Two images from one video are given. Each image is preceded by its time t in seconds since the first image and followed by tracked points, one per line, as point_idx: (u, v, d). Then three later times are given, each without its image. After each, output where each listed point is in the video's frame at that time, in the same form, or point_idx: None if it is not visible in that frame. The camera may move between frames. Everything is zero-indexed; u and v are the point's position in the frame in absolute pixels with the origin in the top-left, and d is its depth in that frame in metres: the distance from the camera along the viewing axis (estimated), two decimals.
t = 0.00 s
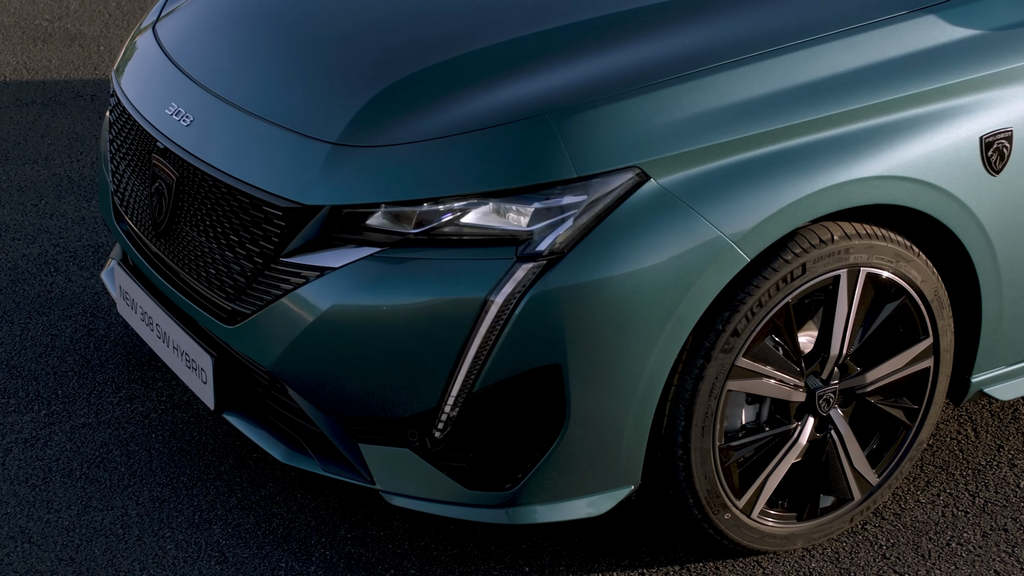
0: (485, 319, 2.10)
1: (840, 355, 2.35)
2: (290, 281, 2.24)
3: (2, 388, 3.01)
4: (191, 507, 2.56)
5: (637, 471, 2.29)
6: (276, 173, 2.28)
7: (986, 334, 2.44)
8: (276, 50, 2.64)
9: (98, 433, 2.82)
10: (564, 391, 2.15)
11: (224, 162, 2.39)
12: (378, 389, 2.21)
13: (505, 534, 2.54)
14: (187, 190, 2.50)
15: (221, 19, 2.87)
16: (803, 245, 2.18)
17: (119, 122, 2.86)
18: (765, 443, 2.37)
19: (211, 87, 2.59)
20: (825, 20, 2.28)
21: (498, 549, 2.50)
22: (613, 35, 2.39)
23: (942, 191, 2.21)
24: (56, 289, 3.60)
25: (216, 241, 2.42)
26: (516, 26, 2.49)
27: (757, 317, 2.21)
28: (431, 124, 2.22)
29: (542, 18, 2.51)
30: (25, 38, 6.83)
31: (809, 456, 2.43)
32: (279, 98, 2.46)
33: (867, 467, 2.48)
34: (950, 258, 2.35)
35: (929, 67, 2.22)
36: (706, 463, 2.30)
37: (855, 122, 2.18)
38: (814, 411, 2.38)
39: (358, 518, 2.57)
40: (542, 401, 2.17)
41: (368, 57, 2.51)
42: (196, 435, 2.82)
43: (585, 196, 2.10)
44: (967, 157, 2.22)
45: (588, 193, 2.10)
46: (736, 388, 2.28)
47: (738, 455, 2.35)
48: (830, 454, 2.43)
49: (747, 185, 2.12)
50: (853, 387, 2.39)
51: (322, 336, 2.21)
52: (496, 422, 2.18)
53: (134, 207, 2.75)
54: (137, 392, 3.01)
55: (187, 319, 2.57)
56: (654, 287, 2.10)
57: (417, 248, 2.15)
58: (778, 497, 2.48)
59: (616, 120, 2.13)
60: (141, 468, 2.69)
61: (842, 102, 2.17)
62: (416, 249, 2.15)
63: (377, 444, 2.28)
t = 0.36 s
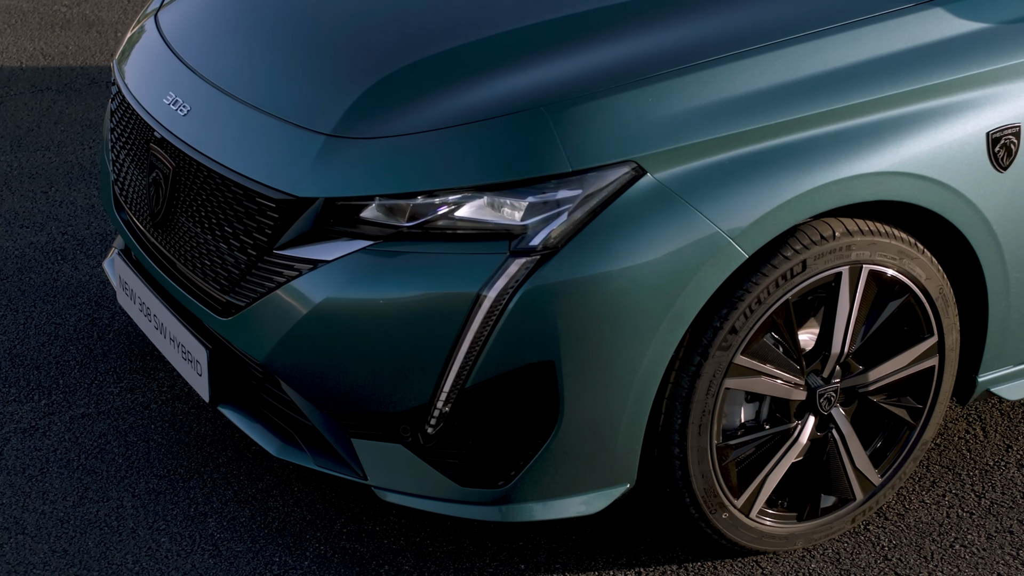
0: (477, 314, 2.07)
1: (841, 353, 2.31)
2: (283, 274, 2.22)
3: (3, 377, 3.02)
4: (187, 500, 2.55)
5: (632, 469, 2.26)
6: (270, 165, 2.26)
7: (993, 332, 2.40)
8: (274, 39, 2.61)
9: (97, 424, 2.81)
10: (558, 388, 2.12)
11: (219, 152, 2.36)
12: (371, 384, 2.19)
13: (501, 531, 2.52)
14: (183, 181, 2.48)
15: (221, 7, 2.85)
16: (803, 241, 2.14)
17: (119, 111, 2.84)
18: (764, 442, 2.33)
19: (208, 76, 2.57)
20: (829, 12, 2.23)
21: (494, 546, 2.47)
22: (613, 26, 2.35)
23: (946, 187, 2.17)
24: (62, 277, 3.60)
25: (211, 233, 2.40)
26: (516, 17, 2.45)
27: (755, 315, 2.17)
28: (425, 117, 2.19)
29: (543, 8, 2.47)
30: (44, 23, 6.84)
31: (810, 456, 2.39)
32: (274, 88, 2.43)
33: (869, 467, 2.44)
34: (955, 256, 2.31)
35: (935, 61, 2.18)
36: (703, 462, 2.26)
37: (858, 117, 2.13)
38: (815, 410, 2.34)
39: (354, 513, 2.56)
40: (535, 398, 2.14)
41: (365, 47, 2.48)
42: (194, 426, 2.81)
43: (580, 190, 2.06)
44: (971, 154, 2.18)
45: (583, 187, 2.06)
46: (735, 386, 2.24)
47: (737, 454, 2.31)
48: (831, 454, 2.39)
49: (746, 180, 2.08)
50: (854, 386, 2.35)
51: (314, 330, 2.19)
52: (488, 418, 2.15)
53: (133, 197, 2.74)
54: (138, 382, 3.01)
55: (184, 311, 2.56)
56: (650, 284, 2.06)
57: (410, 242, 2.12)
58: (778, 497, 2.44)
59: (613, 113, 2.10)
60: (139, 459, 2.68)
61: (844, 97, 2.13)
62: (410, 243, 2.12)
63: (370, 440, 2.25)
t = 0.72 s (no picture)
0: (467, 309, 2.03)
1: (841, 351, 2.28)
2: (275, 266, 2.19)
3: (4, 365, 3.02)
4: (182, 492, 2.55)
5: (625, 466, 2.23)
6: (262, 155, 2.23)
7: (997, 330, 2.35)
8: (272, 28, 2.59)
9: (95, 414, 2.81)
10: (549, 385, 2.09)
11: (212, 142, 2.34)
12: (361, 378, 2.16)
13: (496, 527, 2.49)
14: (178, 170, 2.47)
15: None
16: (802, 237, 2.11)
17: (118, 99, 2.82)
18: (762, 440, 2.30)
19: (204, 65, 2.55)
20: (831, 4, 2.19)
21: (488, 542, 2.45)
22: (613, 16, 2.31)
23: (948, 183, 2.14)
24: (67, 265, 3.60)
25: (205, 223, 2.38)
26: (515, 7, 2.42)
27: (751, 311, 2.14)
28: (418, 108, 2.15)
29: None
30: (61, 9, 6.84)
31: (810, 455, 2.36)
32: (269, 78, 2.40)
33: (869, 467, 2.40)
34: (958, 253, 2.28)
35: (937, 56, 2.14)
36: (699, 460, 2.23)
37: (858, 111, 2.10)
38: (814, 408, 2.31)
39: (348, 507, 2.54)
40: (526, 394, 2.11)
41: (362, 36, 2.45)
42: (192, 417, 2.81)
43: (573, 184, 2.02)
44: (974, 150, 2.15)
45: (576, 181, 2.02)
46: (731, 384, 2.21)
47: (733, 453, 2.28)
48: (831, 453, 2.35)
49: (743, 176, 2.04)
50: (854, 384, 2.32)
51: (304, 323, 2.16)
52: (479, 414, 2.13)
53: (130, 186, 2.72)
54: (138, 371, 3.00)
55: (178, 301, 2.54)
56: (643, 280, 2.03)
57: (402, 235, 2.08)
58: (776, 496, 2.40)
59: (608, 105, 2.06)
60: (135, 450, 2.68)
61: (844, 91, 2.09)
62: (401, 237, 2.08)
63: (361, 435, 2.23)
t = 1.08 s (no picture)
0: (455, 303, 2.00)
1: (838, 349, 2.24)
2: (264, 258, 2.17)
3: (3, 354, 3.03)
4: (175, 483, 2.54)
5: (615, 463, 2.20)
6: (252, 146, 2.21)
7: (999, 329, 2.31)
8: (268, 17, 2.57)
9: (92, 404, 2.81)
10: (538, 381, 2.06)
11: (204, 132, 2.33)
12: (348, 372, 2.14)
13: (489, 523, 2.47)
14: (171, 160, 2.45)
15: None
16: (797, 233, 2.08)
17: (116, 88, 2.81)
18: (756, 439, 2.27)
19: (199, 54, 2.53)
20: None
21: (480, 537, 2.43)
22: (609, 7, 2.27)
23: (947, 179, 2.10)
24: (71, 253, 3.61)
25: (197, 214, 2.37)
26: None
27: (745, 308, 2.10)
28: (408, 99, 2.12)
29: None
30: None
31: (805, 454, 2.33)
32: (262, 67, 2.38)
33: (866, 467, 2.37)
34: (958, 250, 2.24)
35: (937, 50, 2.10)
36: (691, 458, 2.20)
37: (856, 105, 2.06)
38: (810, 407, 2.28)
39: (341, 501, 2.52)
40: (515, 390, 2.08)
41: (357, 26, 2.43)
42: (188, 408, 2.80)
43: (563, 177, 1.99)
44: (974, 146, 2.10)
45: (566, 175, 1.99)
46: (725, 381, 2.17)
47: (727, 452, 2.25)
48: (827, 452, 2.32)
49: (737, 171, 2.01)
50: (851, 382, 2.29)
51: (292, 316, 2.14)
52: (467, 410, 2.11)
53: (126, 175, 2.71)
54: (137, 361, 3.00)
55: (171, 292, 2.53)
56: (633, 276, 2.00)
57: (391, 228, 2.05)
58: (771, 495, 2.37)
59: (600, 97, 2.02)
60: (130, 440, 2.68)
61: (841, 85, 2.05)
62: (389, 230, 2.05)
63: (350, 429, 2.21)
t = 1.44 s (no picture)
0: (441, 298, 1.97)
1: (834, 347, 2.21)
2: (253, 250, 2.14)
3: (3, 343, 3.03)
4: (167, 475, 2.54)
5: (604, 461, 2.18)
6: (241, 137, 2.19)
7: (999, 327, 2.27)
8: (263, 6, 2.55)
9: (88, 393, 2.81)
10: (525, 377, 2.03)
11: (195, 122, 2.31)
12: (335, 366, 2.12)
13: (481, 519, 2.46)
14: (164, 150, 2.44)
15: None
16: (791, 229, 2.04)
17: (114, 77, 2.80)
18: (749, 437, 2.24)
19: (193, 44, 2.51)
20: None
21: (471, 533, 2.41)
22: None
23: (944, 176, 2.06)
24: (75, 242, 3.61)
25: (189, 205, 2.36)
26: None
27: (737, 305, 2.07)
28: (396, 89, 2.09)
29: None
30: None
31: (800, 453, 2.30)
32: (254, 57, 2.36)
33: (862, 466, 2.33)
34: (957, 248, 2.20)
35: (937, 44, 2.06)
36: (681, 457, 2.17)
37: (852, 100, 2.02)
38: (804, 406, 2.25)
39: (333, 494, 2.51)
40: (502, 386, 2.06)
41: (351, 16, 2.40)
42: (184, 399, 2.80)
43: (552, 171, 1.96)
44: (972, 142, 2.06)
45: (555, 169, 1.96)
46: (716, 379, 2.14)
47: (719, 450, 2.22)
48: (822, 451, 2.29)
49: (729, 166, 1.97)
50: (847, 381, 2.25)
51: (279, 309, 2.12)
52: (454, 405, 2.09)
53: (122, 165, 2.70)
54: (135, 350, 3.00)
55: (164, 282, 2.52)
56: (622, 272, 1.97)
57: (379, 221, 2.02)
58: (765, 494, 2.34)
59: (590, 90, 1.99)
60: (124, 431, 2.68)
61: (837, 79, 2.01)
62: (376, 223, 2.02)
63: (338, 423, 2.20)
